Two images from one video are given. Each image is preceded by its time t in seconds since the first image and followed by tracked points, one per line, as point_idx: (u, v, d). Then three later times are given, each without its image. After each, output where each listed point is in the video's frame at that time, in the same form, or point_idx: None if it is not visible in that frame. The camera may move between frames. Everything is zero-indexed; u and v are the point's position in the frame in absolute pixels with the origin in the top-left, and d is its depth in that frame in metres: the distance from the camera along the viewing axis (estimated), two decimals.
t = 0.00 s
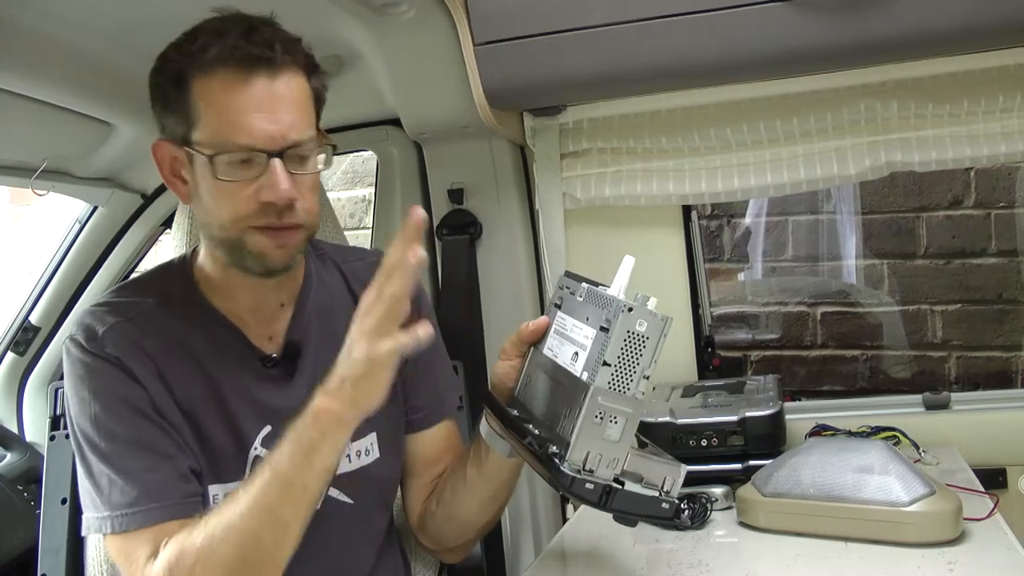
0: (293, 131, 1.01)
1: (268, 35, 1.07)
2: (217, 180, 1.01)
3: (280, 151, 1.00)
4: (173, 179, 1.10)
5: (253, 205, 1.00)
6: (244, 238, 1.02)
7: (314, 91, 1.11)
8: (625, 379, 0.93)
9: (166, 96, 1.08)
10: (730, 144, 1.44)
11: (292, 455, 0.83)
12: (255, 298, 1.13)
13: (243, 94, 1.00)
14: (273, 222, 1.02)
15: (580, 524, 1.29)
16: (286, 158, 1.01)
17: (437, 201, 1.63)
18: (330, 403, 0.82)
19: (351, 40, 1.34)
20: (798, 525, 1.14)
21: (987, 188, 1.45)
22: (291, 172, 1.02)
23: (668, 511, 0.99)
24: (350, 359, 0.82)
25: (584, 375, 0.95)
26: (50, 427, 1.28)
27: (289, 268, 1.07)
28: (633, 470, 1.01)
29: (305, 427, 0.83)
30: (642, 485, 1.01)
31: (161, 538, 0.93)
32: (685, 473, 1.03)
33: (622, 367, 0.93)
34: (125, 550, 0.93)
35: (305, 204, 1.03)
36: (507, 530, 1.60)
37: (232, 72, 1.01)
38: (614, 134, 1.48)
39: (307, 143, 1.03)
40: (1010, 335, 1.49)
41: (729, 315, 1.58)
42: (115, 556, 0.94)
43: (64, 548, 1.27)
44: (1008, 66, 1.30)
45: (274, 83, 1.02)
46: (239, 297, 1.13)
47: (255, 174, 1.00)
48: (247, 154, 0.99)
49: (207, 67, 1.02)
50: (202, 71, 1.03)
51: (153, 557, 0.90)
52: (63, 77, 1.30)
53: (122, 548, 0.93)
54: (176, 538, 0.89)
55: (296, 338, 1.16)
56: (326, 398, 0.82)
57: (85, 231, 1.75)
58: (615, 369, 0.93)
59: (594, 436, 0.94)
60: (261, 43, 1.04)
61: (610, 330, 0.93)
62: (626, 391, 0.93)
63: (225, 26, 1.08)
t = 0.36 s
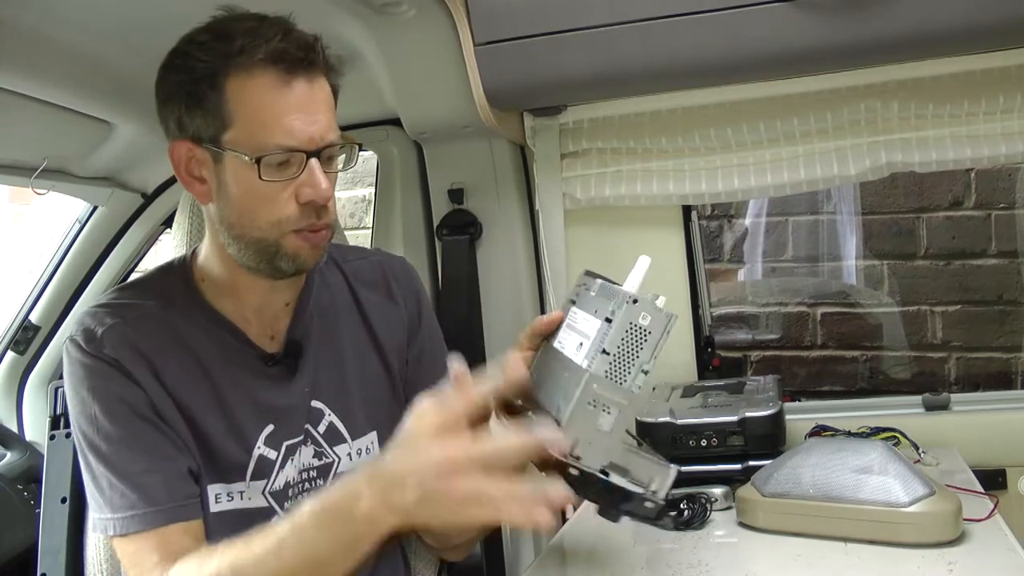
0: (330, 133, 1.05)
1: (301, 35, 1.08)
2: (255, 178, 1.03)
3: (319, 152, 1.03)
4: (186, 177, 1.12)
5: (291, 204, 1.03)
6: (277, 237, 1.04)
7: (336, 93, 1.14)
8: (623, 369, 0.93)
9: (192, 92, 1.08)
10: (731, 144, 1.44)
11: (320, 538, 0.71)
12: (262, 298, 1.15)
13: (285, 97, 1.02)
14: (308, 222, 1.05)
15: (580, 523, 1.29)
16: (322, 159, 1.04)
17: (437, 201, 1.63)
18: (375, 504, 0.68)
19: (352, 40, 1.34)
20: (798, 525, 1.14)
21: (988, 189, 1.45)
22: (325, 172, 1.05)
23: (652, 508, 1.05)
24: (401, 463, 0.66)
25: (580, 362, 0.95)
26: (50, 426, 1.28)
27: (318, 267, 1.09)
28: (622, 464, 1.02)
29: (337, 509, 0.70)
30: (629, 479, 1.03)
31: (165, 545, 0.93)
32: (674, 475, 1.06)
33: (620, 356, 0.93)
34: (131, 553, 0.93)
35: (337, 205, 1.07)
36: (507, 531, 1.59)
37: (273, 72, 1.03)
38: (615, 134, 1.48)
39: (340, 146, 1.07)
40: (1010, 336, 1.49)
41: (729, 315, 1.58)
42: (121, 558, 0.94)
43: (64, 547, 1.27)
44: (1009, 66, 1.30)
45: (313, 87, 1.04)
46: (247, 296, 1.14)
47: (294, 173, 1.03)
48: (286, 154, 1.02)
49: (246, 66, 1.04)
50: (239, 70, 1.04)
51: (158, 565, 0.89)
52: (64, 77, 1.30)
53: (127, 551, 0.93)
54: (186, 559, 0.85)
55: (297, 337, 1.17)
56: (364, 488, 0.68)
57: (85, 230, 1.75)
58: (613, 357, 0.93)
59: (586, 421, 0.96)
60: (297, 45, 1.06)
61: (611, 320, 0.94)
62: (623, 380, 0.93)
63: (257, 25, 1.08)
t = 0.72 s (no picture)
0: (332, 135, 1.05)
1: (309, 37, 1.09)
2: (256, 175, 1.03)
3: (321, 153, 1.04)
4: (186, 172, 1.11)
5: (290, 203, 1.04)
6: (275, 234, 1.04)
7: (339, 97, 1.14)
8: (610, 378, 0.84)
9: (199, 87, 1.08)
10: (731, 144, 1.44)
11: None
12: (258, 295, 1.15)
13: (292, 98, 1.03)
14: (306, 222, 1.05)
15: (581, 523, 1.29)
16: (324, 161, 1.05)
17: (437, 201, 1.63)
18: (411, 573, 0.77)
19: (352, 41, 1.34)
20: (798, 525, 1.14)
21: (988, 189, 1.45)
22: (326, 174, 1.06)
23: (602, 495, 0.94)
24: (433, 534, 0.76)
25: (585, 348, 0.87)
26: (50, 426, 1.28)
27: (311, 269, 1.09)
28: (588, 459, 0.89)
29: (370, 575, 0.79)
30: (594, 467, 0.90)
31: (169, 549, 0.93)
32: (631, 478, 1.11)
33: (618, 365, 0.84)
34: (130, 556, 0.93)
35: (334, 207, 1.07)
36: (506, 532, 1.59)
37: (281, 72, 1.03)
38: (615, 134, 1.48)
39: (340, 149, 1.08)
40: (1010, 336, 1.49)
41: (729, 315, 1.58)
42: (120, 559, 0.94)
43: (64, 547, 1.28)
44: (1008, 66, 1.30)
45: (318, 90, 1.05)
46: (245, 293, 1.14)
47: (295, 173, 1.03)
48: (289, 153, 1.02)
49: (254, 64, 1.04)
50: (247, 68, 1.04)
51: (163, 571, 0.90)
52: (64, 76, 1.31)
53: (127, 554, 0.93)
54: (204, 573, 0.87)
55: (296, 334, 1.17)
56: (398, 562, 0.77)
57: (85, 230, 1.75)
58: (611, 362, 0.84)
59: (542, 391, 0.86)
60: (307, 47, 1.07)
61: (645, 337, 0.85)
62: (602, 388, 0.84)
63: (268, 25, 1.08)
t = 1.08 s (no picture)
0: (339, 138, 1.06)
1: (322, 40, 1.09)
2: (262, 174, 1.03)
3: (328, 155, 1.04)
4: (191, 168, 1.11)
5: (294, 205, 1.04)
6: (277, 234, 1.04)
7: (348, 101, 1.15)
8: (627, 422, 0.91)
9: (209, 84, 1.08)
10: (731, 145, 1.44)
11: None
12: (257, 293, 1.15)
13: (303, 99, 1.03)
14: (310, 224, 1.05)
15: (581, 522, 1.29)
16: (330, 163, 1.05)
17: (438, 201, 1.63)
18: (393, 551, 0.81)
19: (354, 41, 1.35)
20: (797, 525, 1.14)
21: (989, 190, 1.45)
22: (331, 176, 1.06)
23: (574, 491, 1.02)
24: (418, 516, 0.81)
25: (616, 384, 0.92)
26: (50, 424, 1.28)
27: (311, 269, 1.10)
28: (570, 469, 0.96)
29: (354, 555, 0.83)
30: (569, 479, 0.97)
31: (163, 549, 0.93)
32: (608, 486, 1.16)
33: (640, 412, 0.90)
34: (127, 555, 0.93)
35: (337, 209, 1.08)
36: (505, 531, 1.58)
37: (293, 73, 1.04)
38: (615, 134, 1.49)
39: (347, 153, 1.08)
40: (1010, 338, 1.49)
41: (730, 315, 1.58)
42: (116, 557, 0.95)
43: (64, 545, 1.28)
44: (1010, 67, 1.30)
45: (327, 92, 1.06)
46: (244, 292, 1.14)
47: (301, 174, 1.04)
48: (296, 154, 1.03)
49: (267, 64, 1.04)
50: (259, 67, 1.04)
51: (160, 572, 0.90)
52: (66, 74, 1.31)
53: (124, 553, 0.94)
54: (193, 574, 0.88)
55: (296, 333, 1.17)
56: (382, 538, 0.82)
57: (86, 229, 1.75)
58: (633, 407, 0.91)
59: (560, 408, 0.93)
60: (319, 49, 1.07)
61: (678, 393, 0.90)
62: (617, 427, 0.91)
63: (281, 27, 1.09)
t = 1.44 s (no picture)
0: (340, 137, 1.06)
1: (322, 39, 1.09)
2: (262, 173, 1.03)
3: (328, 154, 1.04)
4: (192, 167, 1.11)
5: (295, 203, 1.04)
6: (277, 233, 1.04)
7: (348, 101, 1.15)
8: (624, 435, 0.83)
9: (210, 84, 1.08)
10: (732, 145, 1.45)
11: (328, 563, 0.85)
12: (258, 293, 1.15)
13: (303, 98, 1.03)
14: (310, 222, 1.05)
15: (582, 521, 1.29)
16: (330, 161, 1.05)
17: (438, 201, 1.63)
18: (386, 534, 0.82)
19: (354, 41, 1.35)
20: (797, 525, 1.14)
21: (989, 190, 1.45)
22: (332, 175, 1.06)
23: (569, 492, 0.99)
24: (411, 501, 0.81)
25: (620, 393, 0.85)
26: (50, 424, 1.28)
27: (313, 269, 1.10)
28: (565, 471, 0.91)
29: (347, 541, 0.83)
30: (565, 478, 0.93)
31: (163, 548, 0.93)
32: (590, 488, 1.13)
33: (639, 427, 0.83)
34: (126, 555, 0.94)
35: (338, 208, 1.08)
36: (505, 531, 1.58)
37: (293, 72, 1.04)
38: (616, 134, 1.49)
39: (347, 151, 1.08)
40: (1010, 338, 1.49)
41: (730, 315, 1.58)
42: (115, 557, 0.95)
43: (64, 545, 1.28)
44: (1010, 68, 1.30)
45: (328, 91, 1.06)
46: (245, 291, 1.15)
47: (301, 173, 1.04)
48: (296, 154, 1.03)
49: (267, 63, 1.04)
50: (260, 66, 1.04)
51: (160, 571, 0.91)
52: (66, 74, 1.31)
53: (123, 552, 0.94)
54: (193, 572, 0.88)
55: (296, 331, 1.17)
56: (376, 522, 0.82)
57: (86, 229, 1.76)
58: (633, 421, 0.82)
59: (562, 411, 0.86)
60: (319, 47, 1.07)
61: (682, 413, 0.81)
62: (613, 438, 0.84)
63: (281, 26, 1.09)
